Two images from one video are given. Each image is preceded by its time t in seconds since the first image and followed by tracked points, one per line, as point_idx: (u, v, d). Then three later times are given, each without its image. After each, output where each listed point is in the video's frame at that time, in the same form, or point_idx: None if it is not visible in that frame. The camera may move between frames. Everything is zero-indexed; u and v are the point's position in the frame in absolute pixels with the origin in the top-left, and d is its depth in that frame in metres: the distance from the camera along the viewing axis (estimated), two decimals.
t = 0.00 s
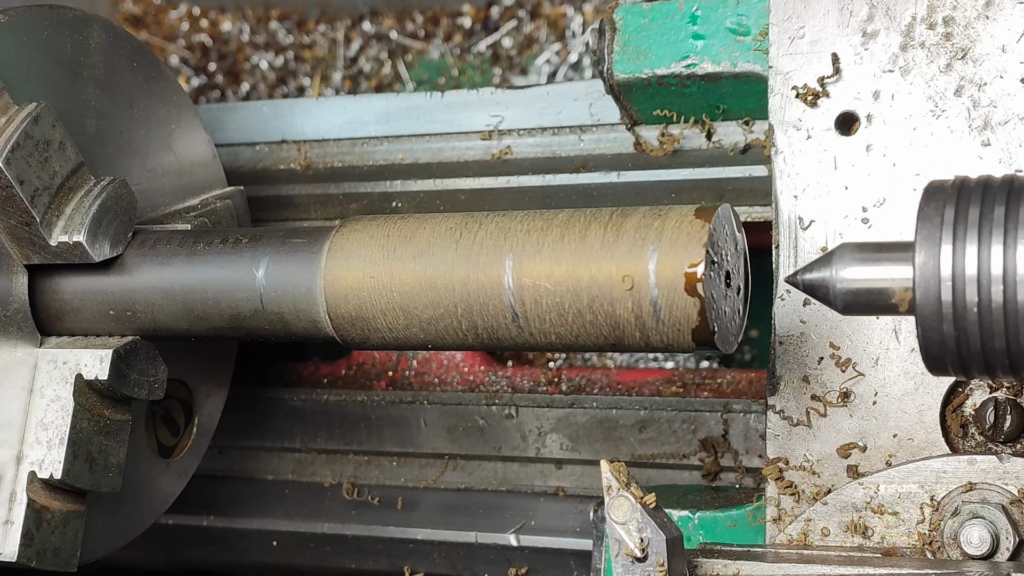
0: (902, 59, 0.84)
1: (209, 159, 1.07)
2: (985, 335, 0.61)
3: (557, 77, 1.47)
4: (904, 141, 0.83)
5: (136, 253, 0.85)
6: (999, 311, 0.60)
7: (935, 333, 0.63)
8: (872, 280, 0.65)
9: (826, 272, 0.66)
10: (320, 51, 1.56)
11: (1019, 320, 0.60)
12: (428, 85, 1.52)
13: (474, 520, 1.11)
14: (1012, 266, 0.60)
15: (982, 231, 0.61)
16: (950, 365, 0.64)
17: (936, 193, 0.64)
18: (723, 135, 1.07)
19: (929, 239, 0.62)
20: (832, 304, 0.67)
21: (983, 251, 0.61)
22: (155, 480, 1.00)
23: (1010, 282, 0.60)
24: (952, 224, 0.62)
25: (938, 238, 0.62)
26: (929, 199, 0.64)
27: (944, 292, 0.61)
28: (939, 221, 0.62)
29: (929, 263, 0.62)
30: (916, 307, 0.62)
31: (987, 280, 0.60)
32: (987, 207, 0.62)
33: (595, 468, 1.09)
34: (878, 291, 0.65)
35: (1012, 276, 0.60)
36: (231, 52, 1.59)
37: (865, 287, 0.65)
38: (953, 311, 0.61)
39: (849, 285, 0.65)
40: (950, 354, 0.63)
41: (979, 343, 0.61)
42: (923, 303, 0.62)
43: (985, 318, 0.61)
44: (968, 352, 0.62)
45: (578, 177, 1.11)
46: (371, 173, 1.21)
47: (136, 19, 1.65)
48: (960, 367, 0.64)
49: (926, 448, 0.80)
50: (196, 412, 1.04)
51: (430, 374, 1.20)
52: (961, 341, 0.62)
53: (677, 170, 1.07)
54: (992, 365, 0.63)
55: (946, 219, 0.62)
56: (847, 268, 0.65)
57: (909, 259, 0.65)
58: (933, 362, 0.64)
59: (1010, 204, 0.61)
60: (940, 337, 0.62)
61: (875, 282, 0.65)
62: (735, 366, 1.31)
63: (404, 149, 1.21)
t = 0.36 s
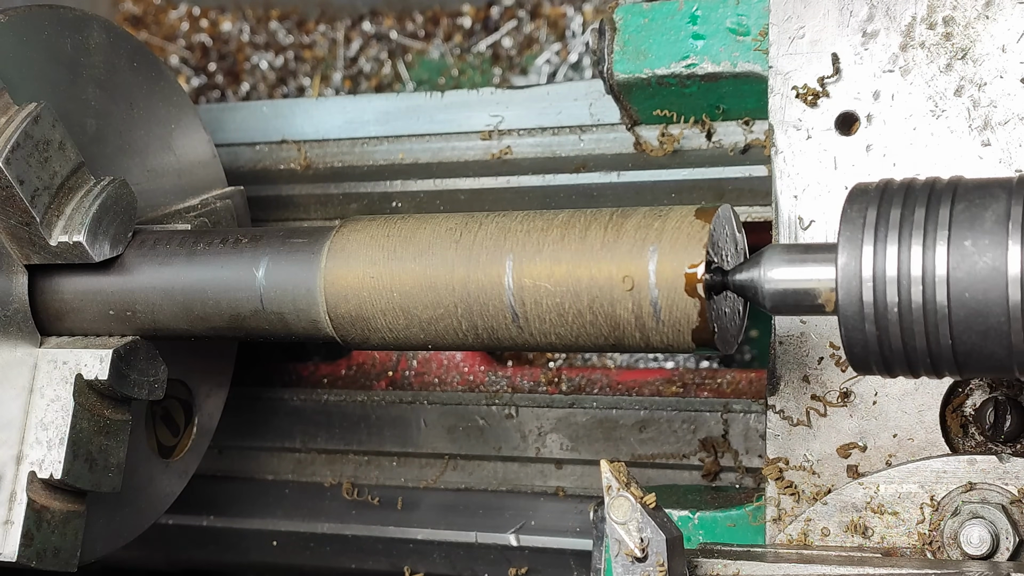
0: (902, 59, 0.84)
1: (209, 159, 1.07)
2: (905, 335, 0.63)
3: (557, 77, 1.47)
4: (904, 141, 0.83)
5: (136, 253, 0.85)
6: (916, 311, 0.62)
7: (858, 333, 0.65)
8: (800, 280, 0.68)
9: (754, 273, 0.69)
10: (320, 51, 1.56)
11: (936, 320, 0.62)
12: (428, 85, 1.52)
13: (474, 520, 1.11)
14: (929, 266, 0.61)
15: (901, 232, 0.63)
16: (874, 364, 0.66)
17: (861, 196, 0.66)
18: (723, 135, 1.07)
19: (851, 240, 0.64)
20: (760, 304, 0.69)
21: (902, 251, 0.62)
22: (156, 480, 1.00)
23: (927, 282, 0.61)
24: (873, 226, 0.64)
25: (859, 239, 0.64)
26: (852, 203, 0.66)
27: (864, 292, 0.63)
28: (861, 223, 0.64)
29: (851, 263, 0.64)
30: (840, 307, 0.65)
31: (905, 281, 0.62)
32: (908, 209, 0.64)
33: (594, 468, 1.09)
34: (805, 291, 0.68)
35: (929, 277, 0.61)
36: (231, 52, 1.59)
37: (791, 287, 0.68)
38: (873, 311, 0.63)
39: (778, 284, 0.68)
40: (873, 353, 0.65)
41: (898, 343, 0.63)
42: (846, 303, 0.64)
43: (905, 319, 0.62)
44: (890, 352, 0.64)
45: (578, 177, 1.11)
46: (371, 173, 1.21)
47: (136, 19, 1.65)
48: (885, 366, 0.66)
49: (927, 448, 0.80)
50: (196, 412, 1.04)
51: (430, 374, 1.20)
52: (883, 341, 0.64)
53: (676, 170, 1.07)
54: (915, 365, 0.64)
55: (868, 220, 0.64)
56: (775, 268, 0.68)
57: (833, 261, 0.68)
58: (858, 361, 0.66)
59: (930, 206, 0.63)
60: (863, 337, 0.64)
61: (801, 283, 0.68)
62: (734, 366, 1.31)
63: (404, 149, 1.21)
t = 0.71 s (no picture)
0: (902, 59, 0.84)
1: (209, 159, 1.07)
2: (905, 335, 0.63)
3: (557, 77, 1.47)
4: (904, 141, 0.83)
5: (136, 253, 0.85)
6: (916, 311, 0.62)
7: (858, 333, 0.65)
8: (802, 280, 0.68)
9: (753, 273, 0.69)
10: (320, 51, 1.56)
11: (936, 320, 0.62)
12: (428, 85, 1.52)
13: (474, 520, 1.11)
14: (929, 266, 0.61)
15: (901, 232, 0.63)
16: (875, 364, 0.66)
17: (861, 195, 0.66)
18: (723, 135, 1.07)
19: (851, 240, 0.64)
20: (760, 303, 0.69)
21: (902, 251, 0.62)
22: (156, 480, 1.00)
23: (927, 282, 0.61)
24: (874, 226, 0.64)
25: (859, 239, 0.64)
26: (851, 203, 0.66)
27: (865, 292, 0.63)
28: (860, 223, 0.64)
29: (851, 263, 0.64)
30: (840, 307, 0.65)
31: (906, 281, 0.62)
32: (908, 208, 0.64)
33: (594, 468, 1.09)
34: (805, 291, 0.68)
35: (929, 276, 0.61)
36: (231, 52, 1.59)
37: (791, 287, 0.68)
38: (873, 311, 0.63)
39: (777, 284, 0.68)
40: (873, 354, 0.65)
41: (898, 343, 0.63)
42: (846, 303, 0.64)
43: (905, 319, 0.62)
44: (890, 352, 0.64)
45: (578, 177, 1.11)
46: (371, 173, 1.21)
47: (136, 19, 1.65)
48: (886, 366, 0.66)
49: (927, 448, 0.80)
50: (196, 412, 1.04)
51: (430, 374, 1.20)
52: (883, 341, 0.64)
53: (676, 170, 1.07)
54: (917, 365, 0.64)
55: (869, 220, 0.64)
56: (774, 268, 0.68)
57: (833, 260, 0.68)
58: (858, 361, 0.66)
59: (930, 206, 0.63)
60: (863, 337, 0.64)
61: (801, 283, 0.68)
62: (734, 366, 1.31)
63: (404, 149, 1.21)
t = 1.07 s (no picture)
0: (902, 59, 0.84)
1: (209, 159, 1.07)
2: (906, 335, 0.63)
3: (557, 77, 1.47)
4: (904, 141, 0.83)
5: (138, 254, 0.85)
6: (916, 311, 0.62)
7: (858, 333, 0.65)
8: (802, 280, 0.68)
9: (754, 273, 0.69)
10: (320, 51, 1.56)
11: (936, 320, 0.62)
12: (428, 85, 1.52)
13: (474, 520, 1.11)
14: (930, 266, 0.61)
15: (902, 232, 0.63)
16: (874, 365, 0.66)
17: (862, 195, 0.66)
18: (723, 135, 1.07)
19: (852, 240, 0.64)
20: (760, 304, 0.69)
21: (903, 251, 0.62)
22: (156, 480, 1.00)
23: (927, 282, 0.61)
24: (874, 226, 0.64)
25: (859, 239, 0.64)
26: (853, 202, 0.66)
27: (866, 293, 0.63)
28: (860, 223, 0.64)
29: (851, 263, 0.64)
30: (840, 307, 0.65)
31: (906, 281, 0.62)
32: (908, 208, 0.64)
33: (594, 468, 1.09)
34: (805, 291, 0.68)
35: (929, 277, 0.61)
36: (231, 52, 1.59)
37: (791, 287, 0.68)
38: (873, 311, 0.63)
39: (777, 285, 0.68)
40: (873, 354, 0.65)
41: (899, 343, 0.63)
42: (846, 303, 0.64)
43: (905, 319, 0.62)
44: (889, 352, 0.64)
45: (578, 177, 1.11)
46: (371, 173, 1.21)
47: (136, 19, 1.65)
48: (884, 365, 0.66)
49: (927, 448, 0.80)
50: (196, 412, 1.04)
51: (430, 374, 1.20)
52: (883, 341, 0.64)
53: (676, 170, 1.07)
54: (915, 365, 0.64)
55: (869, 220, 0.64)
56: (775, 269, 0.68)
57: (833, 261, 0.68)
58: (858, 361, 0.66)
59: (930, 206, 0.63)
60: (863, 337, 0.64)
61: (801, 283, 0.68)
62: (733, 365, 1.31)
63: (404, 149, 1.21)
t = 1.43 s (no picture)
0: (902, 59, 0.84)
1: (209, 159, 1.07)
2: (906, 335, 0.63)
3: (557, 77, 1.47)
4: (904, 141, 0.83)
5: (138, 254, 0.85)
6: (916, 311, 0.62)
7: (858, 333, 0.65)
8: (801, 279, 0.68)
9: (754, 273, 0.69)
10: (320, 51, 1.56)
11: (937, 320, 0.62)
12: (428, 85, 1.52)
13: (474, 520, 1.11)
14: (930, 266, 0.61)
15: (902, 232, 0.63)
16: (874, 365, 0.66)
17: (862, 196, 0.66)
18: (723, 135, 1.07)
19: (851, 240, 0.64)
20: (760, 304, 0.69)
21: (903, 251, 0.62)
22: (156, 480, 1.00)
23: (928, 282, 0.61)
24: (874, 226, 0.64)
25: (859, 239, 0.64)
26: (852, 203, 0.66)
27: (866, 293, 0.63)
28: (861, 223, 0.64)
29: (851, 263, 0.64)
30: (840, 307, 0.65)
31: (906, 281, 0.62)
32: (908, 209, 0.63)
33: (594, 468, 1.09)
34: (805, 291, 0.68)
35: (929, 277, 0.61)
36: (231, 52, 1.59)
37: (791, 287, 0.68)
38: (873, 311, 0.63)
39: (777, 285, 0.68)
40: (873, 354, 0.65)
41: (899, 343, 0.63)
42: (846, 303, 0.64)
43: (905, 319, 0.62)
44: (890, 352, 0.64)
45: (578, 177, 1.11)
46: (371, 173, 1.21)
47: (136, 19, 1.65)
48: (885, 365, 0.66)
49: (927, 448, 0.80)
50: (196, 412, 1.04)
51: (430, 374, 1.20)
52: (883, 341, 0.64)
53: (676, 170, 1.07)
54: (917, 365, 0.64)
55: (869, 220, 0.64)
56: (775, 269, 0.68)
57: (833, 261, 0.68)
58: (858, 361, 0.66)
59: (930, 206, 0.63)
60: (863, 337, 0.64)
61: (801, 283, 0.68)
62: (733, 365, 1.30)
63: (404, 149, 1.21)
